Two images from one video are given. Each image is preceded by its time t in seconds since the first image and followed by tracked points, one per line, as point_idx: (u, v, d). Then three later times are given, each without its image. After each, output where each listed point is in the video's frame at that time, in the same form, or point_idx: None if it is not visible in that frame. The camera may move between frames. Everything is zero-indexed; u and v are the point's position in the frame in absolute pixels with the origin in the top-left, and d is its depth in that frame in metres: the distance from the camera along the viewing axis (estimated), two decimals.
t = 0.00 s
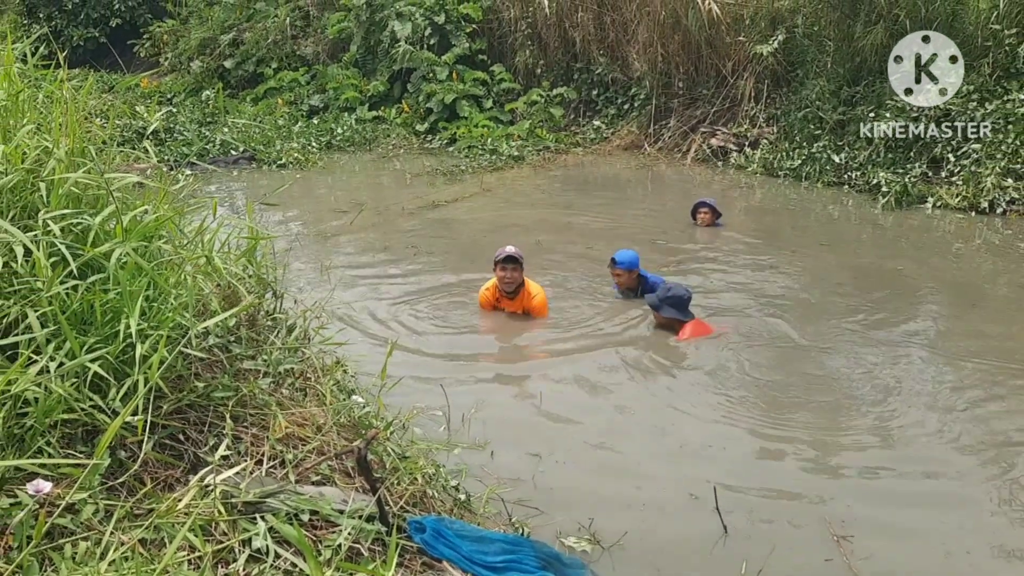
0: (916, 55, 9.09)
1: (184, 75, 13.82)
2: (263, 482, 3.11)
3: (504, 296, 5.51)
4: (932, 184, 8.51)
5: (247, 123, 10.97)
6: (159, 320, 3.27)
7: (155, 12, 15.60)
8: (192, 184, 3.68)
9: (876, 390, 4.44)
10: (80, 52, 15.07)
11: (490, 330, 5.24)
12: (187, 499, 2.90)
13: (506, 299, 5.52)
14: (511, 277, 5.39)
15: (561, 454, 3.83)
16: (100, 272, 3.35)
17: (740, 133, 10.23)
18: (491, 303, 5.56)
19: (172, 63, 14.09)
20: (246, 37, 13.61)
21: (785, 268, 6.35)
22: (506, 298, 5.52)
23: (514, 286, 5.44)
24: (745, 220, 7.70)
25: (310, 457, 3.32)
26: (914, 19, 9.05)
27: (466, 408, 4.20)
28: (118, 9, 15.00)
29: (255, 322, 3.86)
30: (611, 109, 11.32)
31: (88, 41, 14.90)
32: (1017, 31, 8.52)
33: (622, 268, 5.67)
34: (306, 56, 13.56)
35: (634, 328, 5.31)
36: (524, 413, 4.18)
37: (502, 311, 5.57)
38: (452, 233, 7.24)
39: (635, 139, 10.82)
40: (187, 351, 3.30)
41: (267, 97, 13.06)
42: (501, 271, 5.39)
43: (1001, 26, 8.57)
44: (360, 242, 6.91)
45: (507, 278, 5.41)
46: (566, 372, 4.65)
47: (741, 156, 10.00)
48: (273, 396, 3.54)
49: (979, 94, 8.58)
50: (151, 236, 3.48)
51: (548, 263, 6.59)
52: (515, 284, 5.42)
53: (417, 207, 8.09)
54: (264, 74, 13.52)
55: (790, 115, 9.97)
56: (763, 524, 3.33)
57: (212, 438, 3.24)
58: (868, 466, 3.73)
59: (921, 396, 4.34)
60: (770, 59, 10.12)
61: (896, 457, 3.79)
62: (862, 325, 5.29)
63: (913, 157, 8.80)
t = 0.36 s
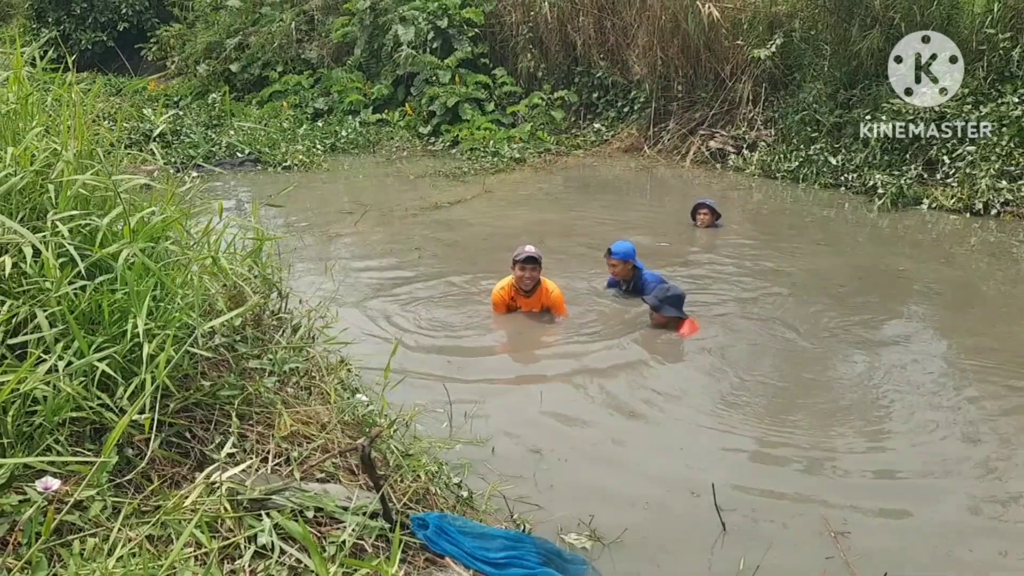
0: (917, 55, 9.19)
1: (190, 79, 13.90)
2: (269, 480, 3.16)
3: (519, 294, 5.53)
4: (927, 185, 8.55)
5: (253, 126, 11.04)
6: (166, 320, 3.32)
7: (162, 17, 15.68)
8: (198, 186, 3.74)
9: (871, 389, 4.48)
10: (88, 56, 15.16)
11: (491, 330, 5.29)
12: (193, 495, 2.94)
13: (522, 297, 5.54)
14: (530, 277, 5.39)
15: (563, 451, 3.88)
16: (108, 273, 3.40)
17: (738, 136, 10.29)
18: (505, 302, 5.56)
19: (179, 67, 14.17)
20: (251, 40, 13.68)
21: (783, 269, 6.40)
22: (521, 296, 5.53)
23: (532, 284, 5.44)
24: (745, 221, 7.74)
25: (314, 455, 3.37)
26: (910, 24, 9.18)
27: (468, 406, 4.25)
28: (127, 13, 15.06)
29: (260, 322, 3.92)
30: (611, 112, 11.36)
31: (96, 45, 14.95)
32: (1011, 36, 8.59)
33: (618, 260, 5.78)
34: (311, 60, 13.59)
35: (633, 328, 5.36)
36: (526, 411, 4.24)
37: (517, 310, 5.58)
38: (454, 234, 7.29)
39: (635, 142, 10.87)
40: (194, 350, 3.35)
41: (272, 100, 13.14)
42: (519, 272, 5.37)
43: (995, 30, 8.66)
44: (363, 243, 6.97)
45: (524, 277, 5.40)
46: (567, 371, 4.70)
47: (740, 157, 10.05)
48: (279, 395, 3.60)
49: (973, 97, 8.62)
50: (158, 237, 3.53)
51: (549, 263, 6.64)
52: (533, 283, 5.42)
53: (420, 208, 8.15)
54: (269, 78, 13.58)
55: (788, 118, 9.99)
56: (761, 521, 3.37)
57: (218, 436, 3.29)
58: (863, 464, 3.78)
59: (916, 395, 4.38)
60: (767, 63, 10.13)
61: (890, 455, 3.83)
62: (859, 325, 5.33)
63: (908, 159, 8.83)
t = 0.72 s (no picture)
0: (916, 55, 9.23)
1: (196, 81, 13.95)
2: (274, 477, 3.21)
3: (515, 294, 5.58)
4: (923, 187, 8.60)
5: (258, 128, 11.10)
6: (173, 320, 3.37)
7: (170, 20, 15.75)
8: (204, 188, 3.80)
9: (867, 388, 4.53)
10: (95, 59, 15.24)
11: (493, 329, 5.35)
12: (199, 493, 2.99)
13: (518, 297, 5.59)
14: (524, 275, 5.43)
15: (564, 450, 3.93)
16: (115, 273, 3.45)
17: (736, 138, 10.30)
18: (501, 301, 5.60)
19: (185, 70, 14.23)
20: (257, 44, 13.73)
21: (781, 269, 6.45)
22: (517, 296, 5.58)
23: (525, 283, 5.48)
24: (744, 222, 7.79)
25: (319, 453, 3.42)
26: (905, 28, 9.28)
27: (470, 405, 4.30)
28: (134, 17, 15.10)
29: (266, 321, 3.97)
30: (611, 114, 11.40)
31: (103, 49, 15.00)
32: (1005, 39, 8.68)
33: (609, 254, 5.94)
34: (315, 62, 13.61)
35: (632, 328, 5.41)
36: (527, 410, 4.29)
37: (512, 308, 5.62)
38: (455, 235, 7.34)
39: (635, 144, 10.91)
40: (200, 350, 3.40)
41: (277, 103, 13.20)
42: (513, 271, 5.41)
43: (989, 34, 8.76)
44: (366, 243, 7.03)
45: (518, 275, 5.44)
46: (569, 370, 4.75)
47: (738, 159, 10.08)
48: (284, 393, 3.65)
49: (968, 100, 8.74)
50: (165, 238, 3.58)
51: (549, 263, 6.70)
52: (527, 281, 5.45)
53: (422, 209, 8.21)
54: (274, 80, 13.64)
55: (785, 120, 10.03)
56: (758, 518, 3.42)
57: (224, 434, 3.34)
58: (858, 463, 3.83)
59: (911, 395, 4.43)
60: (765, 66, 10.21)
61: (885, 455, 3.88)
62: (854, 324, 5.38)
63: (904, 162, 8.87)
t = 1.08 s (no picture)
0: (916, 55, 9.25)
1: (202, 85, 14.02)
2: (279, 474, 3.25)
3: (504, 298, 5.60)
4: (918, 189, 8.65)
5: (264, 131, 11.15)
6: (180, 319, 3.42)
7: (176, 24, 15.82)
8: (210, 190, 3.86)
9: (863, 386, 4.58)
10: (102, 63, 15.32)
11: (495, 328, 5.40)
12: (205, 490, 3.03)
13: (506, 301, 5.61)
14: (513, 280, 5.44)
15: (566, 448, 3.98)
16: (123, 273, 3.50)
17: (734, 141, 10.33)
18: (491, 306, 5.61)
19: (191, 74, 14.30)
20: (262, 48, 13.80)
21: (779, 269, 6.50)
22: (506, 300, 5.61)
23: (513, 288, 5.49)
24: (743, 223, 7.85)
25: (323, 450, 3.47)
26: (901, 30, 9.34)
27: (473, 405, 4.35)
28: (141, 21, 15.14)
29: (271, 321, 4.03)
30: (611, 117, 11.45)
31: (111, 52, 15.07)
32: (999, 43, 8.69)
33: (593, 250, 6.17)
34: (320, 66, 13.68)
35: (632, 327, 5.46)
36: (530, 409, 4.34)
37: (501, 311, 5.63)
38: (456, 235, 7.39)
39: (634, 146, 10.96)
40: (206, 349, 3.45)
41: (282, 106, 13.27)
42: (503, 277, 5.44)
43: (984, 38, 8.76)
44: (369, 244, 7.08)
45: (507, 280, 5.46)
46: (570, 369, 4.80)
47: (736, 162, 10.12)
48: (289, 392, 3.70)
49: (963, 103, 8.76)
50: (172, 238, 3.64)
51: (550, 264, 6.75)
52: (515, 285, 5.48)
53: (425, 210, 8.27)
54: (279, 84, 13.70)
55: (782, 123, 10.09)
56: (758, 515, 3.47)
57: (229, 432, 3.39)
58: (853, 461, 3.88)
59: (907, 394, 4.47)
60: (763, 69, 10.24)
61: (880, 452, 3.92)
62: (851, 324, 5.42)
63: (900, 163, 8.93)
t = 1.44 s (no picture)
0: (917, 55, 9.28)
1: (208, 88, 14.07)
2: (284, 472, 3.30)
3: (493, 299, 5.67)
4: (913, 190, 8.70)
5: (269, 134, 11.21)
6: (186, 318, 3.47)
7: (183, 28, 15.88)
8: (215, 192, 3.92)
9: (859, 385, 4.63)
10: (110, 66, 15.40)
11: (496, 327, 5.46)
12: (211, 487, 3.07)
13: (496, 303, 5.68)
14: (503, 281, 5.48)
15: (567, 446, 4.03)
16: (130, 274, 3.55)
17: (733, 143, 10.38)
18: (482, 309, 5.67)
19: (197, 77, 14.37)
20: (268, 51, 13.86)
21: (777, 269, 6.56)
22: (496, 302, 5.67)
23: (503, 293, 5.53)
24: (742, 224, 7.90)
25: (327, 448, 3.52)
26: (897, 34, 9.40)
27: (474, 404, 4.40)
28: (148, 25, 15.17)
29: (276, 321, 4.09)
30: (611, 119, 11.51)
31: (118, 56, 15.13)
32: (994, 46, 8.76)
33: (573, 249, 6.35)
34: (323, 69, 13.74)
35: (631, 326, 5.52)
36: (530, 407, 4.39)
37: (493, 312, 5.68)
38: (459, 236, 7.45)
39: (634, 149, 11.00)
40: (212, 348, 3.50)
41: (287, 108, 13.33)
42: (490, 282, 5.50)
43: (978, 41, 8.81)
44: (373, 244, 7.14)
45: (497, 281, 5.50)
46: (570, 368, 4.85)
47: (734, 164, 10.19)
48: (294, 390, 3.75)
49: (958, 106, 8.80)
50: (178, 239, 3.69)
51: (551, 264, 6.81)
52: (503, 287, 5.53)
53: (427, 211, 8.33)
54: (284, 87, 13.77)
55: (780, 125, 10.17)
56: (756, 511, 3.52)
57: (235, 430, 3.43)
58: (849, 458, 3.93)
59: (901, 394, 4.52)
60: (761, 72, 10.30)
61: (875, 451, 3.97)
62: (847, 324, 5.47)
63: (896, 166, 8.96)
